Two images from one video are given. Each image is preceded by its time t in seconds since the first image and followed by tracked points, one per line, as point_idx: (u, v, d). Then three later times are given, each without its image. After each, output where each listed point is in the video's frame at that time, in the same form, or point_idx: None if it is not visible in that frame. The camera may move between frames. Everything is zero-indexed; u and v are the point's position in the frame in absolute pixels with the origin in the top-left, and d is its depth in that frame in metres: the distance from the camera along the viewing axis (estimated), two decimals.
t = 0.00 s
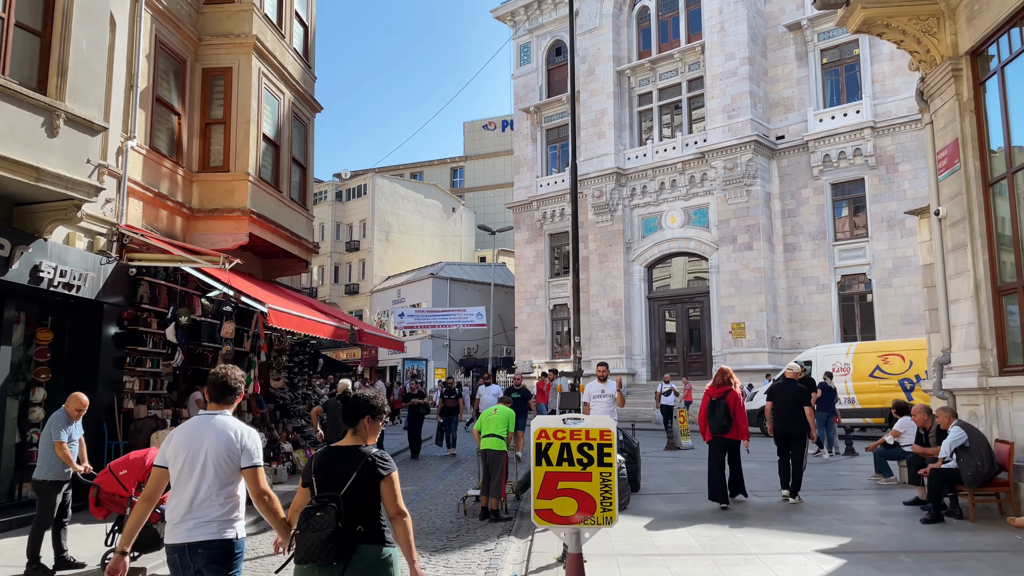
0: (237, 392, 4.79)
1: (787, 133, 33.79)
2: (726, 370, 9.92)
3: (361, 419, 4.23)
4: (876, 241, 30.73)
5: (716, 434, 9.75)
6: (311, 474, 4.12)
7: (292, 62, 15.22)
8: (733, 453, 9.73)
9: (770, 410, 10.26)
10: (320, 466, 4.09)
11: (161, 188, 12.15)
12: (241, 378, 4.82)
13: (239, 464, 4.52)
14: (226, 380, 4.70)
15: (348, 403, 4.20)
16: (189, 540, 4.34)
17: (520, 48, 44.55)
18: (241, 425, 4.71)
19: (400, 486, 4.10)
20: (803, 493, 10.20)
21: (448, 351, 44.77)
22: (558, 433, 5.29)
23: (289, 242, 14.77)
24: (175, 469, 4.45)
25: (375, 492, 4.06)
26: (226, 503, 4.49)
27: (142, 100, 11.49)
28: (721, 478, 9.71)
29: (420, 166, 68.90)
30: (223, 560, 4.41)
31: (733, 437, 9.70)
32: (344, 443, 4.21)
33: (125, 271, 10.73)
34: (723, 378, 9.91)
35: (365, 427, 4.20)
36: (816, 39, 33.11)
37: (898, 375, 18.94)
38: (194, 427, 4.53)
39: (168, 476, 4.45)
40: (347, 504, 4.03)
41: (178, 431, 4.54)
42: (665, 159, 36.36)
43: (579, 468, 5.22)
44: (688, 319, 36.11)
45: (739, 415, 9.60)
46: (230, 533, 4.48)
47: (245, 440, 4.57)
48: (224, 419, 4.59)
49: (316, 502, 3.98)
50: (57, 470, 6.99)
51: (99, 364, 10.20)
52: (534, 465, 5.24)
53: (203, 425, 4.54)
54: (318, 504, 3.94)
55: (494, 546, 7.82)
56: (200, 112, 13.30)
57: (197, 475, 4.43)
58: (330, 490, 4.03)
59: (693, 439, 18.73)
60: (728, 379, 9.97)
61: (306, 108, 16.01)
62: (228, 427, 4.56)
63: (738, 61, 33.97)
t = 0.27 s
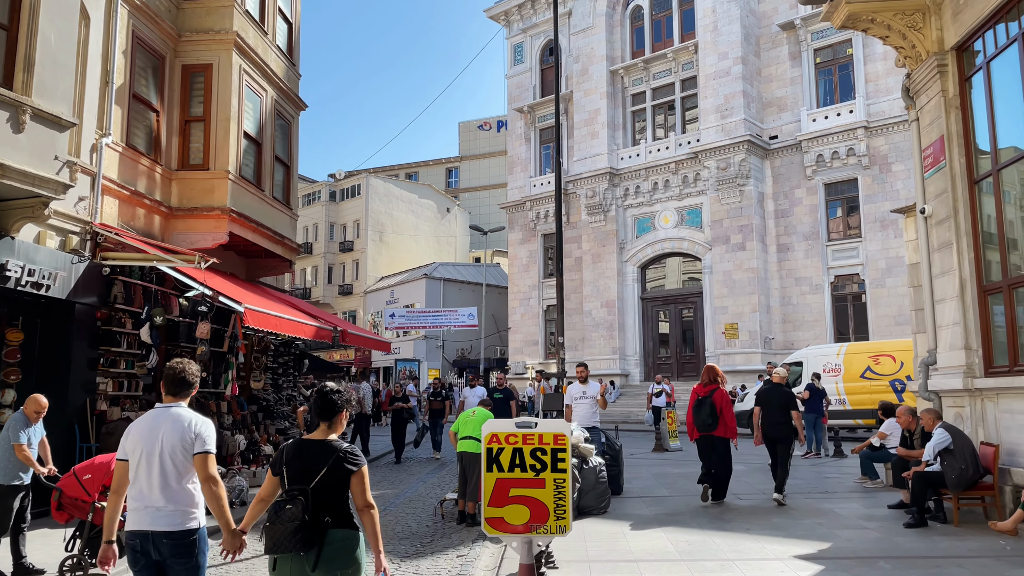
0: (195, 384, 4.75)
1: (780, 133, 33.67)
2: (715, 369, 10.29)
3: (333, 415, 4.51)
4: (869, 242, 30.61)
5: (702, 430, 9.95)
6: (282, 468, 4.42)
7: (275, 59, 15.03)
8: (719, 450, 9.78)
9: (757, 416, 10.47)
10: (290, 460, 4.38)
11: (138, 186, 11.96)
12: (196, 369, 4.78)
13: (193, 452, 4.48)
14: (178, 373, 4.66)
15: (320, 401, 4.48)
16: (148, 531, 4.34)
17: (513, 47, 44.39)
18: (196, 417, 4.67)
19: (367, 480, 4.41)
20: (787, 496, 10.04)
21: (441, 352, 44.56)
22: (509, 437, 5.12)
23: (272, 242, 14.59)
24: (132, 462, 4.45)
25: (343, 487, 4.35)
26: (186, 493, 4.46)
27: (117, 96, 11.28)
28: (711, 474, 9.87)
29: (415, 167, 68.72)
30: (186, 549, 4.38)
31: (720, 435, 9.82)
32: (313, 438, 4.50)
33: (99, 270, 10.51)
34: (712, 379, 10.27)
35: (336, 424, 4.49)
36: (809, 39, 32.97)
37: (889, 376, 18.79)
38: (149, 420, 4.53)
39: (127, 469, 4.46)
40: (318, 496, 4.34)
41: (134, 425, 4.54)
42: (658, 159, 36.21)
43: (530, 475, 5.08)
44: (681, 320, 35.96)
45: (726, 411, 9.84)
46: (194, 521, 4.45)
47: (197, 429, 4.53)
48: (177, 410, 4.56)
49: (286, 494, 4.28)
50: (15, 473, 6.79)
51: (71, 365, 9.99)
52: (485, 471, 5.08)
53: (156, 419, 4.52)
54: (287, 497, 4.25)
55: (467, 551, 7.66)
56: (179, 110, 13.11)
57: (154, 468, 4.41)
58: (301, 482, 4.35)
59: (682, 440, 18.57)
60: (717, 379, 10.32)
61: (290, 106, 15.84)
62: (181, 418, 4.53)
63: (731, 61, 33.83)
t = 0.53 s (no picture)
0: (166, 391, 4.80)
1: (776, 132, 33.50)
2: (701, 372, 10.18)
3: (292, 422, 4.78)
4: (864, 242, 30.44)
5: (694, 433, 9.82)
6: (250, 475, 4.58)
7: (260, 55, 14.85)
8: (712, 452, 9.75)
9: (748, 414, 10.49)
10: (261, 466, 4.59)
11: (117, 184, 11.76)
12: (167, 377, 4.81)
13: (159, 459, 4.52)
14: (148, 382, 4.68)
15: (280, 409, 4.72)
16: (116, 534, 4.38)
17: (509, 46, 44.18)
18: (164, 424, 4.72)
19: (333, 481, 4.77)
20: (773, 499, 9.86)
21: (436, 353, 44.34)
22: (462, 444, 4.99)
23: (256, 241, 14.41)
24: (101, 468, 4.52)
25: (312, 488, 4.65)
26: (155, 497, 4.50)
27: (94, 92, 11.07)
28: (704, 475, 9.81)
29: (411, 167, 68.54)
30: (154, 552, 4.41)
31: (711, 437, 9.72)
32: (276, 446, 4.73)
33: (73, 270, 10.28)
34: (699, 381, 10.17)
35: (298, 429, 4.78)
36: (805, 38, 32.82)
37: (882, 377, 18.62)
38: (118, 427, 4.59)
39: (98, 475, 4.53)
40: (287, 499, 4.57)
41: (104, 431, 4.61)
42: (653, 158, 36.02)
43: (484, 483, 4.94)
44: (676, 320, 35.79)
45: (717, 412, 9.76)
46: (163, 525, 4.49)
47: (163, 435, 4.57)
48: (146, 419, 4.61)
49: (259, 499, 4.46)
50: None
51: (44, 367, 9.76)
52: (436, 478, 4.93)
53: (125, 427, 4.57)
54: (263, 501, 4.43)
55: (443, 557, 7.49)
56: (160, 107, 12.91)
57: (125, 474, 4.46)
58: (273, 486, 4.56)
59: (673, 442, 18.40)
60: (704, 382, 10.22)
61: (276, 104, 15.67)
62: (150, 426, 4.58)
63: (727, 60, 33.66)
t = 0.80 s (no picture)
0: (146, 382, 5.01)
1: (772, 130, 33.32)
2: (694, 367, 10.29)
3: (252, 407, 4.70)
4: (861, 240, 30.24)
5: (683, 427, 9.93)
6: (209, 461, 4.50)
7: (246, 49, 14.64)
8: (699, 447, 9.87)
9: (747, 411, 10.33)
10: (218, 452, 4.49)
11: (96, 179, 11.54)
12: (151, 367, 5.05)
13: (139, 448, 4.78)
14: (132, 371, 4.91)
15: (240, 395, 4.65)
16: (93, 514, 4.65)
17: (505, 44, 43.95)
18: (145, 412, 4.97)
19: (294, 463, 4.63)
20: (762, 499, 9.66)
21: (432, 352, 44.18)
22: (412, 441, 4.70)
23: (241, 237, 14.21)
24: (81, 451, 4.75)
25: (274, 470, 4.54)
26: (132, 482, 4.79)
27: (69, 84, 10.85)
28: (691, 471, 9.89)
29: (409, 166, 68.37)
30: (126, 533, 4.72)
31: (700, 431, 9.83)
32: (235, 431, 4.63)
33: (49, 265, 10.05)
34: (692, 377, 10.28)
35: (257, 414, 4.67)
36: (801, 35, 32.65)
37: (877, 375, 18.42)
38: (99, 413, 4.80)
39: (76, 457, 4.75)
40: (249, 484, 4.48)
41: (85, 416, 4.81)
42: (649, 157, 35.83)
43: (435, 483, 4.67)
44: (673, 319, 35.59)
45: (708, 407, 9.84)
46: (135, 509, 4.79)
47: (144, 427, 4.82)
48: (128, 406, 4.85)
49: (220, 484, 4.39)
50: None
51: (17, 363, 9.54)
52: (385, 478, 4.68)
53: (107, 413, 4.79)
54: (224, 486, 4.37)
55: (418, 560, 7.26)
56: (142, 100, 12.70)
57: (102, 458, 4.71)
58: (233, 472, 4.47)
59: (666, 441, 18.18)
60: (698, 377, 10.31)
61: (263, 98, 15.47)
62: (131, 414, 4.82)
63: (723, 58, 33.47)
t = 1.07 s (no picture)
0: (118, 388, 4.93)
1: (770, 129, 33.10)
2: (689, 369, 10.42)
3: (223, 415, 4.97)
4: (859, 240, 30.00)
5: (678, 428, 10.03)
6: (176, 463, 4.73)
7: (232, 45, 14.43)
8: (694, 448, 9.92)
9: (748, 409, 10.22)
10: (186, 454, 4.73)
11: (76, 176, 11.30)
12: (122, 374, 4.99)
13: (110, 454, 4.73)
14: (99, 380, 4.88)
15: (210, 403, 4.96)
16: (62, 520, 4.61)
17: (502, 43, 43.67)
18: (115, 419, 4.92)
19: (256, 470, 4.82)
20: (753, 503, 9.42)
21: (429, 352, 43.95)
22: (360, 450, 5.06)
23: (228, 235, 13.99)
24: (52, 456, 4.69)
25: (235, 475, 4.74)
26: (104, 489, 4.73)
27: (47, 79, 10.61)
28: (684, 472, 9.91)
29: (407, 165, 68.15)
30: (95, 538, 4.67)
31: (695, 433, 9.92)
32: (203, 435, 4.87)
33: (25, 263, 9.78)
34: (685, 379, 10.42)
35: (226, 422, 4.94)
36: (799, 33, 32.43)
37: (873, 376, 18.22)
38: (71, 420, 4.74)
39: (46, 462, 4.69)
40: (210, 486, 4.69)
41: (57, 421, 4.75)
42: (647, 155, 35.58)
43: (386, 491, 5.00)
44: (670, 319, 35.36)
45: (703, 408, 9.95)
46: (104, 515, 4.72)
47: (115, 433, 4.76)
48: (96, 414, 4.80)
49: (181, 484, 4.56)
50: None
51: None
52: (331, 489, 5.00)
53: (75, 421, 4.74)
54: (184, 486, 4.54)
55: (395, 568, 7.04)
56: (125, 96, 12.46)
57: (70, 466, 4.65)
58: (196, 473, 4.69)
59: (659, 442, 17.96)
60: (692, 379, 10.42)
61: (250, 95, 15.26)
62: (99, 421, 4.77)
63: (720, 56, 33.23)
